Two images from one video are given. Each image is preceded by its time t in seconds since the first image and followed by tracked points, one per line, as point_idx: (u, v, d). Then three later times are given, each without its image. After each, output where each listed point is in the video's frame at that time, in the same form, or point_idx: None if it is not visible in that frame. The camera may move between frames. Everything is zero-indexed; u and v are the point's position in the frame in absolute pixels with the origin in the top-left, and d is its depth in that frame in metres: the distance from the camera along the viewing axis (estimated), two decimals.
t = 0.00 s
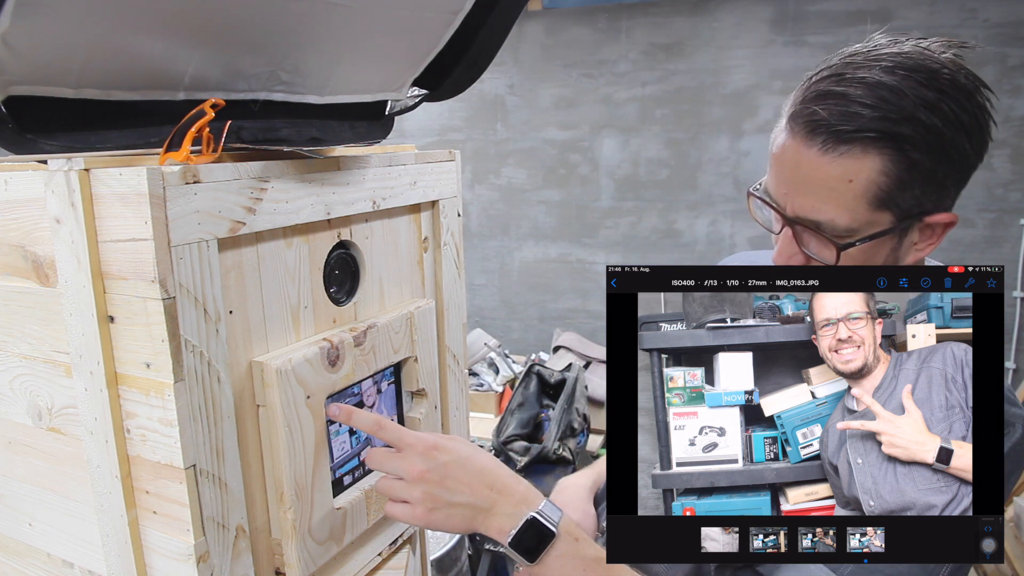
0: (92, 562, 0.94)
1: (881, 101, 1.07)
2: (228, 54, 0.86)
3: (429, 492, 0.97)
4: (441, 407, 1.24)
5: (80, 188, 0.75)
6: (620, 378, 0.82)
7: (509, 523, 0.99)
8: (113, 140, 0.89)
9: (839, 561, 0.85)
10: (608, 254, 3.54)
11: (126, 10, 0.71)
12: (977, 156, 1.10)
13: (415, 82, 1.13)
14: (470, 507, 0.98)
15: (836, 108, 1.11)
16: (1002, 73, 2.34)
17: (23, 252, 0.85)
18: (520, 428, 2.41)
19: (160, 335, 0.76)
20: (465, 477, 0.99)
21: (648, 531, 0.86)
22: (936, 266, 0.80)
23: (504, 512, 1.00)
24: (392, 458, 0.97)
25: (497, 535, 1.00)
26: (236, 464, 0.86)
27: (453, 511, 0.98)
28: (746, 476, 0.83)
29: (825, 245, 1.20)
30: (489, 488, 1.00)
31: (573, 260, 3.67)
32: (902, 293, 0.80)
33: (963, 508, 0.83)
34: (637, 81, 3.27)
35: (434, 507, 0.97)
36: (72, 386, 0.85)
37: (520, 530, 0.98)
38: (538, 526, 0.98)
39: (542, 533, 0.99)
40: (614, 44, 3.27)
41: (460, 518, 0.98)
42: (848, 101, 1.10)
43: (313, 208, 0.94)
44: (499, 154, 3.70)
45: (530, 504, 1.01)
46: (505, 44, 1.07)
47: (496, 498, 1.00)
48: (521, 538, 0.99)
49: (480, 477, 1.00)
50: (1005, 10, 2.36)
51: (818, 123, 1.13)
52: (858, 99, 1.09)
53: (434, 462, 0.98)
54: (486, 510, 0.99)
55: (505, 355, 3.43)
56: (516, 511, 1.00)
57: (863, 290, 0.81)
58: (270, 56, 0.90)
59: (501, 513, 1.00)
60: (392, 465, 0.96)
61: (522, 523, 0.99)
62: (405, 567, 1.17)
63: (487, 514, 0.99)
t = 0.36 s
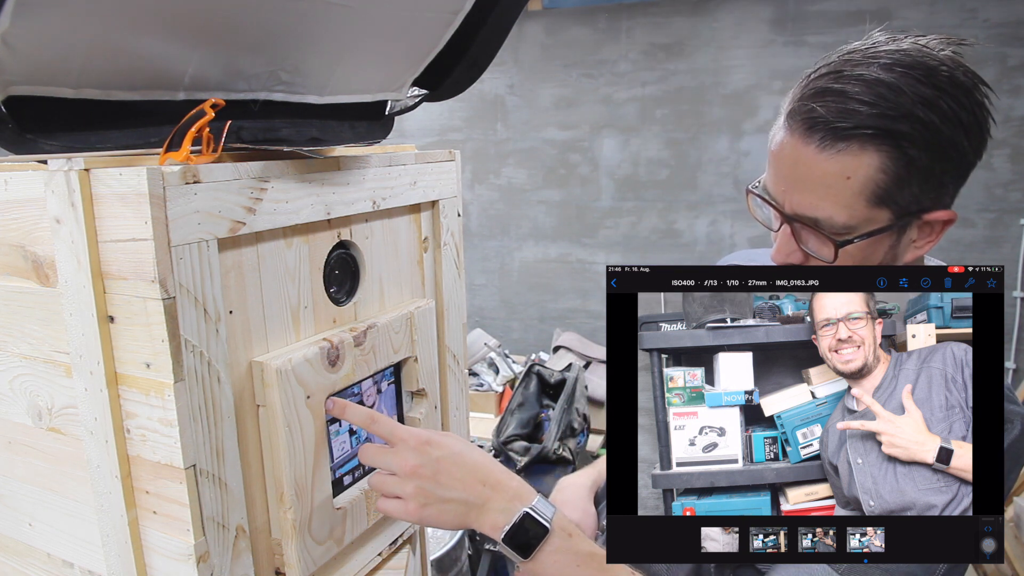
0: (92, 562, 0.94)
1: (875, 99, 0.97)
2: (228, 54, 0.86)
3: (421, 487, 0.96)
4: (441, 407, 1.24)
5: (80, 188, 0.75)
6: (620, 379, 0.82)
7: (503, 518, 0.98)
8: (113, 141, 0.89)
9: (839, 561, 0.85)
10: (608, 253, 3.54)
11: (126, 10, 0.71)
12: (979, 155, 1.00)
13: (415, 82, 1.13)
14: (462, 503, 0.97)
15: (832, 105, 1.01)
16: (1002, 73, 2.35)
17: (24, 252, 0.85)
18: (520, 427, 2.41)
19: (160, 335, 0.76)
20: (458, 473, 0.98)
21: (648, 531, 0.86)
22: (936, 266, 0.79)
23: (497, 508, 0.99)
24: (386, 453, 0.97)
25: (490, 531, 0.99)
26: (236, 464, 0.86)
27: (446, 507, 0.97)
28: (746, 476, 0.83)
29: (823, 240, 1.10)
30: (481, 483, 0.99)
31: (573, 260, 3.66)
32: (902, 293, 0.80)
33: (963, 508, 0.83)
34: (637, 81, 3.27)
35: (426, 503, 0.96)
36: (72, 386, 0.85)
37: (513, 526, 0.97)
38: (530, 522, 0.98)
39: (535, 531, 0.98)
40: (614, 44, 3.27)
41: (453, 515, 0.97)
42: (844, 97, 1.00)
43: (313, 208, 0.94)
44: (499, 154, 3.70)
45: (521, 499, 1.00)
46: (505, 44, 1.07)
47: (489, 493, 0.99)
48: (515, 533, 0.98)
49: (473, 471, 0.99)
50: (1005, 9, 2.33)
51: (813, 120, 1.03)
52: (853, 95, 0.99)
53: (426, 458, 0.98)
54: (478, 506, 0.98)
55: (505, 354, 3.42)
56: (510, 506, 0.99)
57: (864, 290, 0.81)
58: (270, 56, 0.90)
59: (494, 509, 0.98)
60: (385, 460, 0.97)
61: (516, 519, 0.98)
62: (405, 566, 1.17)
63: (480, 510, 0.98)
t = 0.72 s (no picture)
0: (92, 562, 0.94)
1: (861, 90, 0.94)
2: (228, 54, 0.86)
3: (465, 500, 0.91)
4: (441, 408, 1.24)
5: (80, 189, 0.75)
6: (620, 379, 0.83)
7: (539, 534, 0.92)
8: (113, 141, 0.89)
9: (839, 561, 0.85)
10: (608, 253, 3.54)
11: (125, 10, 0.71)
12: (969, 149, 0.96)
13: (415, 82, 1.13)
14: (501, 518, 0.91)
15: (816, 97, 0.98)
16: (1004, 73, 2.29)
17: (24, 252, 0.85)
18: (520, 428, 2.41)
19: (160, 335, 0.76)
20: (501, 488, 0.91)
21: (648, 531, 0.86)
22: (936, 266, 0.80)
23: (536, 523, 0.92)
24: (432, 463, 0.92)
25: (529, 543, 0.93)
26: (236, 465, 0.86)
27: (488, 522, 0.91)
28: (746, 476, 0.83)
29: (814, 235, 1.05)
30: (525, 499, 0.91)
31: (573, 260, 3.66)
32: (903, 293, 0.80)
33: (963, 508, 0.83)
34: (637, 81, 3.27)
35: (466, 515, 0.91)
36: (73, 386, 0.85)
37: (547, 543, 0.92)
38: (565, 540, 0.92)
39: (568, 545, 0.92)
40: (614, 44, 3.26)
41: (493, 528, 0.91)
42: (830, 90, 0.97)
43: (313, 208, 0.94)
44: (498, 154, 3.70)
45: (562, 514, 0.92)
46: (504, 44, 1.07)
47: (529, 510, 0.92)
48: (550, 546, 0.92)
49: (518, 490, 0.91)
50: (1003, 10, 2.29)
51: (798, 113, 1.00)
52: (840, 87, 0.96)
53: (470, 474, 0.91)
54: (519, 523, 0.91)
55: (505, 355, 3.42)
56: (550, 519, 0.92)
57: (863, 290, 0.81)
58: (270, 56, 0.90)
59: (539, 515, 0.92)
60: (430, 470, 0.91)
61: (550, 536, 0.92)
62: (405, 566, 1.17)
63: (519, 526, 0.91)
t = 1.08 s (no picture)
0: (92, 561, 0.94)
1: (822, 62, 0.99)
2: (228, 54, 0.86)
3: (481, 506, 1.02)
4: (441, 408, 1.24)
5: (80, 188, 0.75)
6: (620, 378, 0.83)
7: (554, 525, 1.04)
8: (113, 140, 0.89)
9: (839, 560, 0.85)
10: (608, 253, 3.53)
11: (126, 10, 0.71)
12: (932, 118, 1.00)
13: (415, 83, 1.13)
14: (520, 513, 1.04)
15: (779, 71, 1.03)
16: (1003, 73, 2.35)
17: (23, 253, 0.85)
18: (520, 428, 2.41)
19: (160, 335, 0.76)
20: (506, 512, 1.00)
21: (648, 531, 0.86)
22: (936, 266, 0.80)
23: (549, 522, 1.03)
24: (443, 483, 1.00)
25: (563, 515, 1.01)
26: (236, 464, 0.86)
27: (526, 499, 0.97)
28: (746, 476, 0.83)
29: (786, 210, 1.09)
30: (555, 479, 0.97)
31: (573, 260, 3.66)
32: (903, 293, 0.80)
33: (963, 508, 0.83)
34: (637, 81, 3.27)
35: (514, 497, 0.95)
36: (73, 386, 0.85)
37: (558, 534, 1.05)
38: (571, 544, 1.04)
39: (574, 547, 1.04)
40: (614, 44, 3.27)
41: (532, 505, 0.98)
42: (793, 64, 1.02)
43: (313, 208, 0.94)
44: (499, 154, 3.70)
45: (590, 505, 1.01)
46: (504, 45, 1.07)
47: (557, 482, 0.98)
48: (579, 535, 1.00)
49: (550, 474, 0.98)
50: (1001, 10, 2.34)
51: (764, 88, 1.05)
52: (802, 61, 1.01)
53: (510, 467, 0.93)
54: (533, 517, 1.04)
55: (505, 354, 3.42)
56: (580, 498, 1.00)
57: (863, 290, 0.81)
58: (270, 56, 0.90)
59: (571, 491, 1.00)
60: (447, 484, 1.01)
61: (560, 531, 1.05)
62: (405, 566, 1.17)
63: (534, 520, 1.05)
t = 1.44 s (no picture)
0: (91, 561, 0.94)
1: (792, 64, 0.89)
2: (228, 54, 0.86)
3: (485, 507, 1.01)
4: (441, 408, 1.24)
5: (80, 188, 0.75)
6: (620, 378, 0.83)
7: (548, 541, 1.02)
8: (113, 140, 0.89)
9: (839, 560, 0.85)
10: (608, 253, 3.54)
11: (125, 10, 0.71)
12: (904, 117, 0.91)
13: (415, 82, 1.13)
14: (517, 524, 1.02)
15: (745, 73, 0.92)
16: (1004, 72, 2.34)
17: (24, 252, 0.85)
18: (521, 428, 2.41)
19: (160, 335, 0.76)
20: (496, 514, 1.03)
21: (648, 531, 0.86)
22: (936, 266, 0.80)
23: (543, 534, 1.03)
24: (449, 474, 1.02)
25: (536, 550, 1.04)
26: (236, 464, 0.86)
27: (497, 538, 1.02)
28: (746, 476, 0.83)
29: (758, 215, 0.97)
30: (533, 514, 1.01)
31: (573, 260, 3.66)
32: (903, 293, 0.80)
33: (963, 507, 0.83)
34: (637, 81, 3.27)
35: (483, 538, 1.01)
36: (72, 386, 0.85)
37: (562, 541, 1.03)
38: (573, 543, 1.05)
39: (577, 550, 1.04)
40: (614, 44, 3.27)
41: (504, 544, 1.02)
42: (760, 66, 0.91)
43: (313, 208, 0.94)
44: (499, 154, 3.70)
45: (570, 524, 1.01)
46: (504, 45, 1.07)
47: (536, 522, 1.01)
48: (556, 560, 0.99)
49: (532, 511, 1.00)
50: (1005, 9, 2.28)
51: (727, 92, 0.94)
52: (768, 63, 0.91)
53: (483, 507, 0.98)
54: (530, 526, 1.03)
55: (505, 354, 3.42)
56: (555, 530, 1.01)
57: (864, 290, 0.81)
58: (271, 56, 0.90)
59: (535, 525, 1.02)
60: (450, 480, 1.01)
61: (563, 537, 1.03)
62: (405, 567, 1.17)
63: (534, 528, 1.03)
